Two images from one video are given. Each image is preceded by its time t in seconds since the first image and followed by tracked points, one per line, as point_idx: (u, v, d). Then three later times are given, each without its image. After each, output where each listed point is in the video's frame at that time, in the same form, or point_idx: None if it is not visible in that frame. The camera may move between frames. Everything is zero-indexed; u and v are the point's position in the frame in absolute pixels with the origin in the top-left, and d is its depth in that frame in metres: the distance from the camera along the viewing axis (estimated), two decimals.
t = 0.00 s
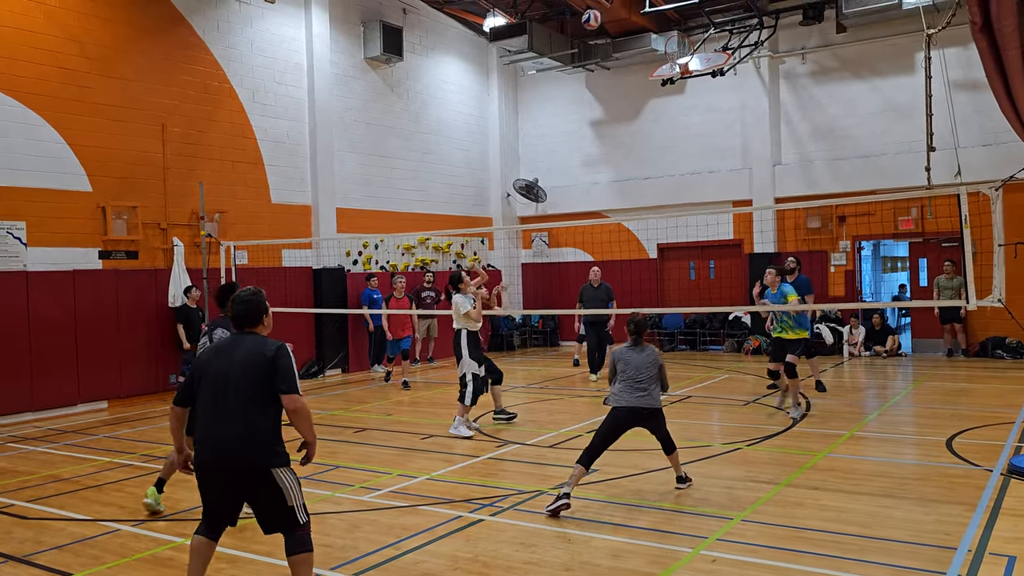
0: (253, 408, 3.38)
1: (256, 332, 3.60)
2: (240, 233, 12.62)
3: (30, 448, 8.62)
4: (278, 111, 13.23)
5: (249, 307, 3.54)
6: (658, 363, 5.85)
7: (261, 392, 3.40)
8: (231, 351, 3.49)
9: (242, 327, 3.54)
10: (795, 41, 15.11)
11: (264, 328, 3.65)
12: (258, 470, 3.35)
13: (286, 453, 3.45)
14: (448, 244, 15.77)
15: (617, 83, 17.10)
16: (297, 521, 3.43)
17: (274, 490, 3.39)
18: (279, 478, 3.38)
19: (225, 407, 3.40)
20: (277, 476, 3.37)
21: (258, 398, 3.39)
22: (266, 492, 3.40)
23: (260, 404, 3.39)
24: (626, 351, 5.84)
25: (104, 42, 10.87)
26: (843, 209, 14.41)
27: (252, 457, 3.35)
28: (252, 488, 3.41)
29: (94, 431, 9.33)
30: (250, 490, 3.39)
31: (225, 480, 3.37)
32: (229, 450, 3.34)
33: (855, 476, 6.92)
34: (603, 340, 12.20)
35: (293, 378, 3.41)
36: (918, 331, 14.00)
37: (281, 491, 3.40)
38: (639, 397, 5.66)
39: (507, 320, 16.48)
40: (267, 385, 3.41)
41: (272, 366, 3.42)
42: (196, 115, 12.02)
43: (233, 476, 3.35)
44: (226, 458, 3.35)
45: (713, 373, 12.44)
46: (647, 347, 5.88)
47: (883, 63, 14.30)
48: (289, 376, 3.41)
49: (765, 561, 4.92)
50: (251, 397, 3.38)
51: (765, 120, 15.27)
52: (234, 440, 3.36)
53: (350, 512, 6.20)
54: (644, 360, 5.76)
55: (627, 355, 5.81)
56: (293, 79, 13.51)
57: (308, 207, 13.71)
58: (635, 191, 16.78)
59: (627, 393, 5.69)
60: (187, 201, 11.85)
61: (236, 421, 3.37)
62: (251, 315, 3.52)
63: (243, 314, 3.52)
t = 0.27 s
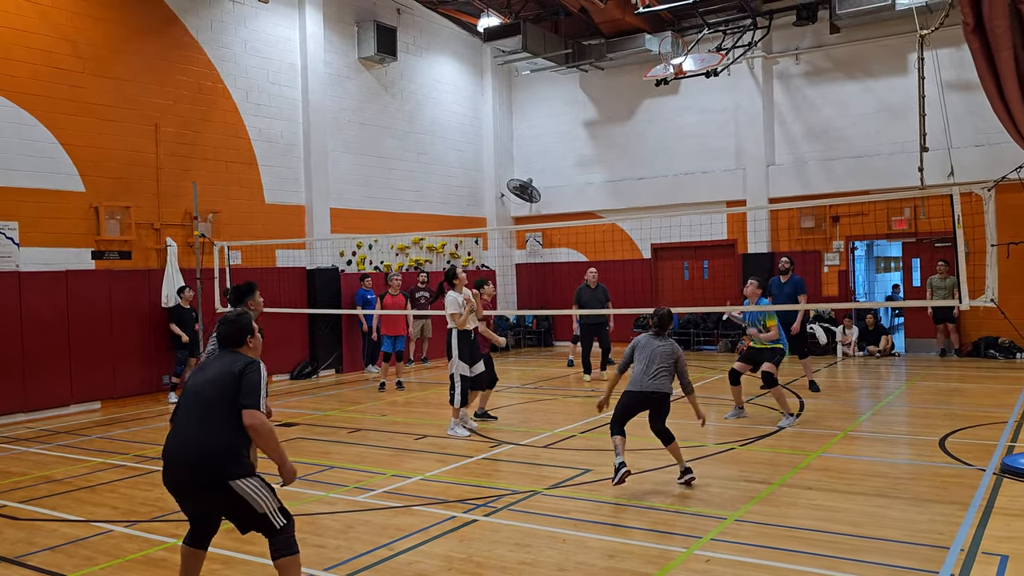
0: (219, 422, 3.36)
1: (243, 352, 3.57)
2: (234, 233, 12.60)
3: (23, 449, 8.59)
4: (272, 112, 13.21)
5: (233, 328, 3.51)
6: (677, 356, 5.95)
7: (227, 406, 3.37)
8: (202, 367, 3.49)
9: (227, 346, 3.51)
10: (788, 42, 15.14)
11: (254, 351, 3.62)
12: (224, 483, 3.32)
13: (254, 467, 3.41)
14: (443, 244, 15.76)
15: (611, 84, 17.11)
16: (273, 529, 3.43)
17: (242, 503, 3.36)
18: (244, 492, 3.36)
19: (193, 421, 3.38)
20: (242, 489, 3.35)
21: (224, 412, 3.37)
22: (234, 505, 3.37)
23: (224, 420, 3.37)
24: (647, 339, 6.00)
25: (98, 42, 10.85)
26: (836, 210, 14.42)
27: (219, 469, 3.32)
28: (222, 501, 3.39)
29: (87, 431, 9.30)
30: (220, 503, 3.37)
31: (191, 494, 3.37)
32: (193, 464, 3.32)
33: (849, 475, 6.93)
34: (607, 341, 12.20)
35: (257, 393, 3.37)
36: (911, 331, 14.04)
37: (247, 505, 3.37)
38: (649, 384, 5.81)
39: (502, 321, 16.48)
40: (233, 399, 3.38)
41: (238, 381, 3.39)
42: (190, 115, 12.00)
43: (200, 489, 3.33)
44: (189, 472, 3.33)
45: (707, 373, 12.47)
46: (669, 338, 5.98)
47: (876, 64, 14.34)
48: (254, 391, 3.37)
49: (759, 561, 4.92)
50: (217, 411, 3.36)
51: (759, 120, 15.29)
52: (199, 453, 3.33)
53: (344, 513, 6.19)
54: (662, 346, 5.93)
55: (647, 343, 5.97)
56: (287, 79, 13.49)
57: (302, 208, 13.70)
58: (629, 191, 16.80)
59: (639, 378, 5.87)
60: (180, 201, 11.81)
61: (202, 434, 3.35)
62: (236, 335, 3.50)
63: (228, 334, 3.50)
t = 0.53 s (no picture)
0: (199, 438, 3.13)
1: (229, 365, 3.37)
2: (228, 232, 12.57)
3: (17, 448, 8.56)
4: (267, 110, 13.18)
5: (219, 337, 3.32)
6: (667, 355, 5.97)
7: (209, 421, 3.15)
8: (187, 380, 3.29)
9: (212, 359, 3.31)
10: (783, 40, 15.16)
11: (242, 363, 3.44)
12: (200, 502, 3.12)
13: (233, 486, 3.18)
14: (438, 243, 15.76)
15: (607, 82, 17.12)
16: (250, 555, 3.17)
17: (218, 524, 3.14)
18: (221, 512, 3.13)
19: (173, 435, 3.18)
20: (216, 510, 3.11)
21: (205, 428, 3.14)
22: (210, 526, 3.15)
23: (204, 435, 3.15)
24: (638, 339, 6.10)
25: (92, 40, 10.83)
26: (831, 208, 14.43)
27: (194, 488, 3.10)
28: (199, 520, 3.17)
29: (82, 430, 9.28)
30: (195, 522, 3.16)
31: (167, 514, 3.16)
32: (167, 483, 3.11)
33: (844, 473, 6.94)
34: (608, 340, 12.19)
35: (239, 408, 3.13)
36: (906, 329, 14.07)
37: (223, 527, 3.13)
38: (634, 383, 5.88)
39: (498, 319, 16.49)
40: (216, 415, 3.16)
41: (222, 395, 3.17)
42: (184, 113, 11.96)
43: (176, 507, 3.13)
44: (164, 491, 3.12)
45: (702, 371, 12.49)
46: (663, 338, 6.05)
47: (871, 63, 14.36)
48: (236, 405, 3.13)
49: (754, 558, 4.92)
50: (197, 426, 3.14)
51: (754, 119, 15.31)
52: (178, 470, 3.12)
53: (339, 511, 6.19)
54: (649, 348, 5.97)
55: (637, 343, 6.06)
56: (282, 77, 13.47)
57: (297, 206, 13.68)
58: (624, 189, 16.81)
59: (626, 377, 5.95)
60: (175, 200, 11.78)
61: (181, 450, 3.14)
62: (222, 347, 3.30)
63: (214, 346, 3.30)
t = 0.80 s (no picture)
0: (212, 444, 3.02)
1: (240, 360, 3.22)
2: (227, 229, 12.55)
3: (17, 446, 8.56)
4: (266, 107, 13.17)
5: (232, 331, 3.16)
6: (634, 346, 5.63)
7: (223, 426, 3.03)
8: (200, 377, 3.14)
9: (222, 353, 3.16)
10: (783, 38, 15.15)
11: (254, 358, 3.28)
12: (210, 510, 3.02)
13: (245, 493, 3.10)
14: (438, 240, 15.76)
15: (607, 80, 17.11)
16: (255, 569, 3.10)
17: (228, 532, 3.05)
18: (232, 521, 3.04)
19: (183, 438, 3.04)
20: (228, 520, 3.03)
21: (219, 433, 3.03)
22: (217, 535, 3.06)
23: (219, 441, 3.03)
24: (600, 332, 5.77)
25: (92, 37, 10.82)
26: (831, 206, 14.41)
27: (205, 495, 3.00)
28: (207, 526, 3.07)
29: (81, 428, 9.28)
30: (203, 528, 3.06)
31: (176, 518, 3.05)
32: (180, 488, 3.00)
33: (844, 470, 6.94)
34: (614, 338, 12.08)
35: (258, 415, 3.00)
36: (905, 327, 14.07)
37: (233, 537, 3.05)
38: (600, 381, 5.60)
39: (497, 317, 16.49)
40: (231, 420, 3.03)
41: (239, 400, 3.04)
42: (183, 110, 11.95)
43: (184, 514, 3.02)
44: (175, 496, 3.01)
45: (702, 368, 12.49)
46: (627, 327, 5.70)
47: (871, 60, 14.36)
48: (256, 412, 3.01)
49: (753, 555, 4.92)
50: (211, 431, 3.02)
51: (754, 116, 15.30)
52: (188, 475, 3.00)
53: (338, 508, 6.19)
54: (610, 341, 5.65)
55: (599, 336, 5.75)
56: (282, 74, 13.46)
57: (296, 203, 13.67)
58: (624, 187, 16.80)
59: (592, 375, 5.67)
60: (174, 197, 11.77)
61: (192, 455, 3.01)
62: (234, 340, 3.16)
63: (225, 339, 3.15)
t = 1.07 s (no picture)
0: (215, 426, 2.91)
1: (246, 343, 3.10)
2: (240, 226, 12.60)
3: (30, 441, 8.61)
4: (278, 105, 13.20)
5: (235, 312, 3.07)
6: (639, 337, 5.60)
7: (225, 408, 2.92)
8: (203, 361, 3.05)
9: (227, 336, 3.06)
10: (795, 35, 15.08)
11: (261, 343, 3.16)
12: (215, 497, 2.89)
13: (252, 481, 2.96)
14: (448, 238, 15.77)
15: (618, 77, 17.08)
16: (261, 563, 2.94)
17: (234, 522, 2.91)
18: (238, 509, 2.89)
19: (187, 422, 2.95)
20: (234, 507, 2.89)
21: (222, 415, 2.91)
22: (224, 525, 2.92)
23: (222, 424, 2.91)
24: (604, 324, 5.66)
25: (105, 35, 10.86)
26: (843, 203, 14.33)
27: (208, 481, 2.88)
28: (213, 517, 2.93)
29: (94, 423, 9.33)
30: (208, 519, 2.93)
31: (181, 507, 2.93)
32: (184, 476, 2.89)
33: (855, 469, 6.92)
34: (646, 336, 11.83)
35: (259, 394, 2.88)
36: (918, 325, 14.00)
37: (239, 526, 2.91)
38: (609, 372, 5.48)
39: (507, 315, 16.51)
40: (234, 401, 2.92)
41: (241, 380, 2.93)
42: (196, 108, 12.00)
43: (187, 502, 2.90)
44: (180, 483, 2.89)
45: (713, 366, 12.46)
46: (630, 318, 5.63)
47: (885, 57, 14.28)
48: (257, 391, 2.88)
49: (764, 554, 4.92)
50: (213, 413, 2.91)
51: (766, 114, 15.25)
52: (191, 461, 2.89)
53: (350, 505, 6.21)
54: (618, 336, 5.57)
55: (604, 328, 5.63)
56: (294, 72, 13.49)
57: (308, 201, 13.71)
58: (635, 185, 16.77)
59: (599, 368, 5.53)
60: (187, 194, 11.82)
61: (195, 439, 2.91)
62: (240, 323, 3.05)
63: (231, 321, 3.05)
